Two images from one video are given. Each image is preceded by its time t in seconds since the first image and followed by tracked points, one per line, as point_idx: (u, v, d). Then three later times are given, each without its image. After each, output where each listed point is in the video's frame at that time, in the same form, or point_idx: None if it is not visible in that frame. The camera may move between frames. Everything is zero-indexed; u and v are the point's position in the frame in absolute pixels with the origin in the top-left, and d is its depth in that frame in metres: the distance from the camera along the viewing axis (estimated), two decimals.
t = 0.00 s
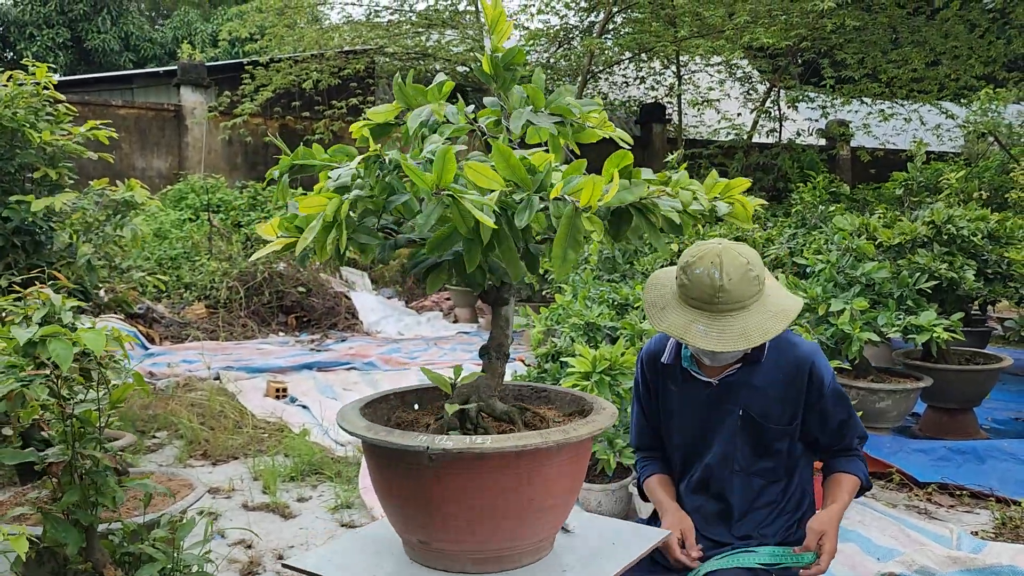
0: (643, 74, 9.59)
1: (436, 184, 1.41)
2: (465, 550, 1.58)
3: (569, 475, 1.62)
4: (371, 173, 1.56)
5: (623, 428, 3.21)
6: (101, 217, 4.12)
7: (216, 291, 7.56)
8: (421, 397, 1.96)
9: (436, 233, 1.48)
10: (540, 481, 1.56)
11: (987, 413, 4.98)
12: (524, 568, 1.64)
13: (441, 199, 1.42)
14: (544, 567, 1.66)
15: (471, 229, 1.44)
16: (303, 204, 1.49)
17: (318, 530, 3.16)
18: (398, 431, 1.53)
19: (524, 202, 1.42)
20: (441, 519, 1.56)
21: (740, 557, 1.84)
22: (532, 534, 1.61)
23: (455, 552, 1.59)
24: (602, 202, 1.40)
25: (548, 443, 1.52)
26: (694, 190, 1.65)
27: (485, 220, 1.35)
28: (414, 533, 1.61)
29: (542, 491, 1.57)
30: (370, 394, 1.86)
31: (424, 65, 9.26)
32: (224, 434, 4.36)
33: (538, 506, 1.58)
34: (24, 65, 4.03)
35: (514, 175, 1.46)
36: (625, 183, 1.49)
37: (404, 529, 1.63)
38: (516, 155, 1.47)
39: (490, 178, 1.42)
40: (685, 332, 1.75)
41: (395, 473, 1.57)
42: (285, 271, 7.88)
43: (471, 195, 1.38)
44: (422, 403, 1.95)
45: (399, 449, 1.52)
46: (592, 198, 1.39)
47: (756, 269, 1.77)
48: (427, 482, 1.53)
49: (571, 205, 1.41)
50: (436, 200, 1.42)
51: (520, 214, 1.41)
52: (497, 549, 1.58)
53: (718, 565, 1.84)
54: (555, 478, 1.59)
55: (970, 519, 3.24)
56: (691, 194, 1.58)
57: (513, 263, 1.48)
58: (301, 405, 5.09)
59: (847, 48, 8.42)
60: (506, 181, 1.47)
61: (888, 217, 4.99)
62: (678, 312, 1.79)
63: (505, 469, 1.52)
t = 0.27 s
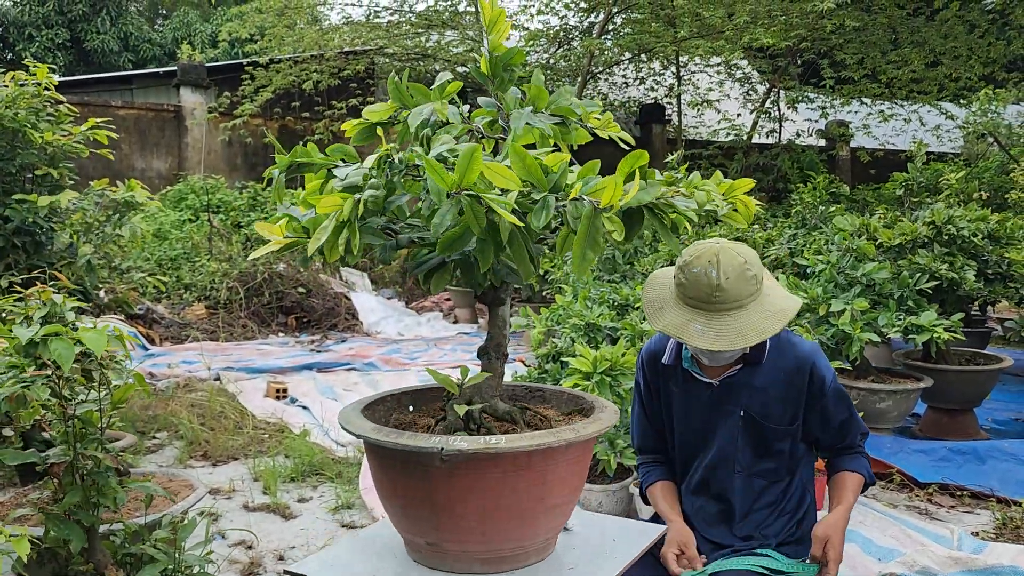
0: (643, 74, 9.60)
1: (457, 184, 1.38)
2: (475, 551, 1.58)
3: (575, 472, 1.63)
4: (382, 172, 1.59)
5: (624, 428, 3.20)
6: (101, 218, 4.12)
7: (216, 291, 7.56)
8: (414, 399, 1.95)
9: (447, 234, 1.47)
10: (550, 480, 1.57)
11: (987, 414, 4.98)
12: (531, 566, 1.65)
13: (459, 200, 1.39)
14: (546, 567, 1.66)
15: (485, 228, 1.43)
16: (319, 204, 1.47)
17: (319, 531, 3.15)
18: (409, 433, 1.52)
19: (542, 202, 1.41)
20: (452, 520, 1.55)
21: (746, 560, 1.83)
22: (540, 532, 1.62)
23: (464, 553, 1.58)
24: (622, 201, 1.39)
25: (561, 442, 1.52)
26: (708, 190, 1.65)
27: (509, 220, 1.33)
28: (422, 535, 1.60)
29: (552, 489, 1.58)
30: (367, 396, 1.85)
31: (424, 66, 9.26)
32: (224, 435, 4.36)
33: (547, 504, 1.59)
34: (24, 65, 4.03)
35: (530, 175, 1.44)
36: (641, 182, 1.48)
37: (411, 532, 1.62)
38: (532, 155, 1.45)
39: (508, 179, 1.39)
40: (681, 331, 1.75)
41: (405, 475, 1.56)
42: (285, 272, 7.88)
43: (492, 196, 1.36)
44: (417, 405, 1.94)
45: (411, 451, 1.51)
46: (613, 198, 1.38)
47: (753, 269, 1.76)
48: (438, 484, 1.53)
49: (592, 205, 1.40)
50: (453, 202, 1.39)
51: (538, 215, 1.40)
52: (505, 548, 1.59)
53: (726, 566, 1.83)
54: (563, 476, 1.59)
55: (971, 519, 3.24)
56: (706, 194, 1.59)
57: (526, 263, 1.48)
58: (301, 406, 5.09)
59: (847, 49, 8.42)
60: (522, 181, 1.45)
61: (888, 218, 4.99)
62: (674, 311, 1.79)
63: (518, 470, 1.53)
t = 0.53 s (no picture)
0: (642, 75, 9.60)
1: (468, 185, 1.37)
2: (480, 552, 1.58)
3: (580, 472, 1.63)
4: (388, 172, 1.61)
5: (624, 429, 3.20)
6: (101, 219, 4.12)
7: (216, 292, 7.55)
8: (412, 401, 1.95)
9: (454, 235, 1.46)
10: (555, 480, 1.57)
11: (987, 414, 4.99)
12: (535, 566, 1.66)
13: (468, 200, 1.38)
14: (548, 568, 1.66)
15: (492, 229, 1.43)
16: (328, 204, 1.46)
17: (319, 532, 3.15)
18: (414, 435, 1.52)
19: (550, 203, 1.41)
20: (458, 521, 1.55)
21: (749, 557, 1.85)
22: (545, 532, 1.62)
23: (470, 555, 1.58)
24: (633, 202, 1.39)
25: (567, 442, 1.52)
26: (714, 191, 1.65)
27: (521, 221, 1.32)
28: (427, 537, 1.60)
29: (558, 489, 1.58)
30: (366, 398, 1.85)
31: (424, 66, 9.26)
32: (224, 436, 4.36)
33: (553, 505, 1.59)
34: (24, 66, 4.02)
35: (538, 176, 1.44)
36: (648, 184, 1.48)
37: (416, 533, 1.61)
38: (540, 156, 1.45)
39: (519, 180, 1.39)
40: (686, 333, 1.74)
41: (410, 477, 1.55)
42: (285, 272, 7.88)
43: (503, 197, 1.35)
44: (415, 406, 1.94)
45: (417, 453, 1.51)
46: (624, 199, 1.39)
47: (761, 275, 1.77)
48: (444, 485, 1.52)
49: (601, 206, 1.40)
50: (462, 202, 1.39)
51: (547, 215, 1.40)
52: (510, 549, 1.59)
53: (729, 561, 1.86)
54: (569, 476, 1.60)
55: (971, 520, 3.24)
56: (713, 196, 1.61)
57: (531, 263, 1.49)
58: (301, 407, 5.09)
59: (847, 50, 8.42)
60: (530, 182, 1.45)
61: (888, 219, 4.99)
62: (679, 313, 1.79)
63: (525, 470, 1.53)
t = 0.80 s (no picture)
0: (642, 76, 9.61)
1: (468, 187, 1.37)
2: (481, 553, 1.58)
3: (580, 473, 1.63)
4: (389, 174, 1.61)
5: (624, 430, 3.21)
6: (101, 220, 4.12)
7: (216, 292, 7.55)
8: (412, 403, 1.96)
9: (454, 237, 1.46)
10: (555, 482, 1.57)
11: (986, 415, 4.99)
12: (536, 567, 1.66)
13: (468, 203, 1.39)
14: (548, 569, 1.66)
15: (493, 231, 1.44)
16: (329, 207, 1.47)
17: (319, 532, 3.15)
18: (415, 437, 1.52)
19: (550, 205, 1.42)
20: (458, 524, 1.55)
21: (762, 545, 1.86)
22: (545, 534, 1.63)
23: (471, 556, 1.59)
24: (633, 205, 1.40)
25: (568, 444, 1.53)
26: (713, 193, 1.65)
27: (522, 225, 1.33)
28: (427, 539, 1.60)
29: (557, 491, 1.58)
30: (366, 400, 1.86)
31: (424, 67, 9.27)
32: (224, 437, 4.36)
33: (553, 506, 1.59)
34: (24, 67, 4.02)
35: (539, 177, 1.44)
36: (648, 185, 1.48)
37: (416, 534, 1.62)
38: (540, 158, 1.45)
39: (521, 183, 1.39)
40: (707, 337, 1.73)
41: (411, 479, 1.55)
42: (285, 273, 7.88)
43: (504, 199, 1.36)
44: (414, 407, 1.95)
45: (418, 456, 1.51)
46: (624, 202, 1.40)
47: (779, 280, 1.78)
48: (444, 487, 1.52)
49: (600, 209, 1.41)
50: (462, 205, 1.39)
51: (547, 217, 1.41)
52: (511, 550, 1.59)
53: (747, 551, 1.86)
54: (569, 478, 1.60)
55: (970, 521, 3.24)
56: (712, 197, 1.61)
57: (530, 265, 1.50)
58: (301, 407, 5.09)
59: (847, 51, 8.42)
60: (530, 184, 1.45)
61: (888, 219, 4.99)
62: (697, 317, 1.77)
63: (525, 472, 1.53)
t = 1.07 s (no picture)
0: (642, 76, 9.61)
1: (463, 190, 1.39)
2: (478, 554, 1.59)
3: (578, 474, 1.64)
4: (386, 176, 1.62)
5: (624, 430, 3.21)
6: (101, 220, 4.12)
7: (216, 293, 7.56)
8: (414, 403, 1.96)
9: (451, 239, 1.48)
10: (553, 483, 1.58)
11: (986, 415, 5.00)
12: (534, 567, 1.67)
13: (463, 206, 1.41)
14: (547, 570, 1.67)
15: (489, 234, 1.45)
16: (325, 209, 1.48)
17: (319, 533, 3.16)
18: (412, 438, 1.53)
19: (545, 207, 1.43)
20: (455, 524, 1.56)
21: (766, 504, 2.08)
22: (543, 535, 1.63)
23: (468, 556, 1.60)
24: (627, 207, 1.41)
25: (564, 445, 1.53)
26: (710, 196, 1.65)
27: (514, 227, 1.34)
28: (425, 538, 1.61)
29: (555, 492, 1.59)
30: (367, 400, 1.87)
31: (424, 67, 9.28)
32: (224, 437, 4.36)
33: (551, 507, 1.60)
34: (24, 68, 4.03)
35: (534, 180, 1.45)
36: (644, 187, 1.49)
37: (414, 535, 1.63)
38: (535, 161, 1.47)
39: (515, 185, 1.40)
40: (751, 314, 1.71)
41: (407, 479, 1.57)
42: (285, 273, 7.89)
43: (498, 201, 1.37)
44: (416, 408, 1.96)
45: (414, 456, 1.52)
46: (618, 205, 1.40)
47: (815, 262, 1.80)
48: (442, 487, 1.53)
49: (595, 211, 1.41)
50: (458, 207, 1.41)
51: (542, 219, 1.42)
52: (508, 551, 1.60)
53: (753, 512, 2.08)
54: (566, 479, 1.61)
55: (969, 521, 3.25)
56: (708, 200, 1.61)
57: (527, 267, 1.51)
58: (302, 407, 5.10)
59: (847, 51, 8.43)
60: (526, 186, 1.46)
61: (887, 220, 5.00)
62: (737, 296, 1.75)
63: (522, 472, 1.54)
